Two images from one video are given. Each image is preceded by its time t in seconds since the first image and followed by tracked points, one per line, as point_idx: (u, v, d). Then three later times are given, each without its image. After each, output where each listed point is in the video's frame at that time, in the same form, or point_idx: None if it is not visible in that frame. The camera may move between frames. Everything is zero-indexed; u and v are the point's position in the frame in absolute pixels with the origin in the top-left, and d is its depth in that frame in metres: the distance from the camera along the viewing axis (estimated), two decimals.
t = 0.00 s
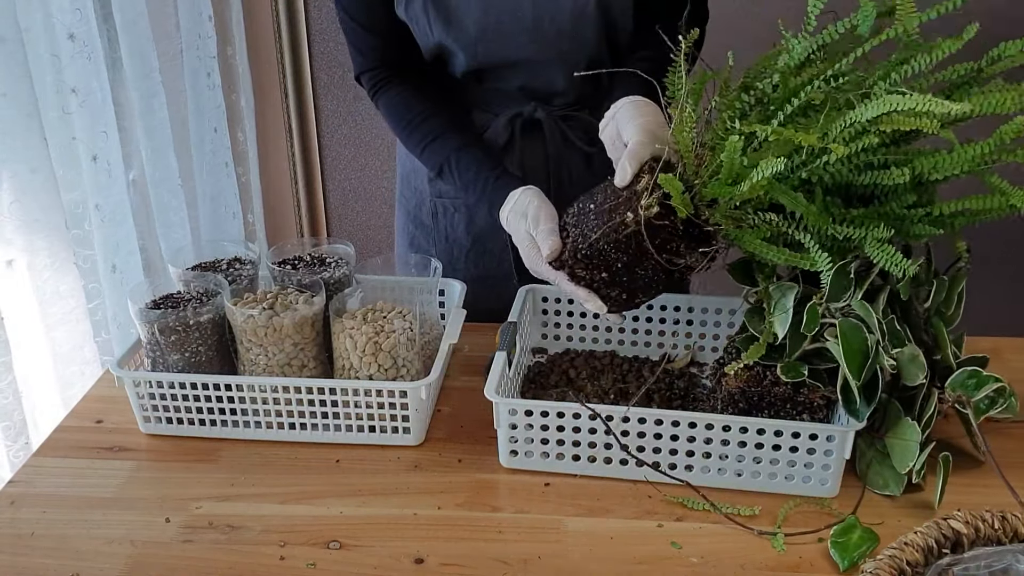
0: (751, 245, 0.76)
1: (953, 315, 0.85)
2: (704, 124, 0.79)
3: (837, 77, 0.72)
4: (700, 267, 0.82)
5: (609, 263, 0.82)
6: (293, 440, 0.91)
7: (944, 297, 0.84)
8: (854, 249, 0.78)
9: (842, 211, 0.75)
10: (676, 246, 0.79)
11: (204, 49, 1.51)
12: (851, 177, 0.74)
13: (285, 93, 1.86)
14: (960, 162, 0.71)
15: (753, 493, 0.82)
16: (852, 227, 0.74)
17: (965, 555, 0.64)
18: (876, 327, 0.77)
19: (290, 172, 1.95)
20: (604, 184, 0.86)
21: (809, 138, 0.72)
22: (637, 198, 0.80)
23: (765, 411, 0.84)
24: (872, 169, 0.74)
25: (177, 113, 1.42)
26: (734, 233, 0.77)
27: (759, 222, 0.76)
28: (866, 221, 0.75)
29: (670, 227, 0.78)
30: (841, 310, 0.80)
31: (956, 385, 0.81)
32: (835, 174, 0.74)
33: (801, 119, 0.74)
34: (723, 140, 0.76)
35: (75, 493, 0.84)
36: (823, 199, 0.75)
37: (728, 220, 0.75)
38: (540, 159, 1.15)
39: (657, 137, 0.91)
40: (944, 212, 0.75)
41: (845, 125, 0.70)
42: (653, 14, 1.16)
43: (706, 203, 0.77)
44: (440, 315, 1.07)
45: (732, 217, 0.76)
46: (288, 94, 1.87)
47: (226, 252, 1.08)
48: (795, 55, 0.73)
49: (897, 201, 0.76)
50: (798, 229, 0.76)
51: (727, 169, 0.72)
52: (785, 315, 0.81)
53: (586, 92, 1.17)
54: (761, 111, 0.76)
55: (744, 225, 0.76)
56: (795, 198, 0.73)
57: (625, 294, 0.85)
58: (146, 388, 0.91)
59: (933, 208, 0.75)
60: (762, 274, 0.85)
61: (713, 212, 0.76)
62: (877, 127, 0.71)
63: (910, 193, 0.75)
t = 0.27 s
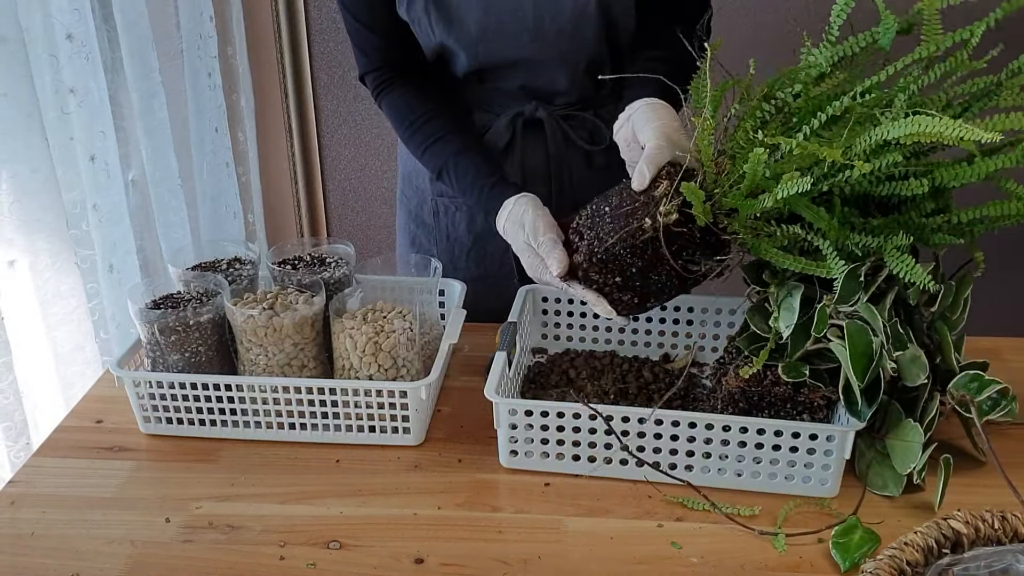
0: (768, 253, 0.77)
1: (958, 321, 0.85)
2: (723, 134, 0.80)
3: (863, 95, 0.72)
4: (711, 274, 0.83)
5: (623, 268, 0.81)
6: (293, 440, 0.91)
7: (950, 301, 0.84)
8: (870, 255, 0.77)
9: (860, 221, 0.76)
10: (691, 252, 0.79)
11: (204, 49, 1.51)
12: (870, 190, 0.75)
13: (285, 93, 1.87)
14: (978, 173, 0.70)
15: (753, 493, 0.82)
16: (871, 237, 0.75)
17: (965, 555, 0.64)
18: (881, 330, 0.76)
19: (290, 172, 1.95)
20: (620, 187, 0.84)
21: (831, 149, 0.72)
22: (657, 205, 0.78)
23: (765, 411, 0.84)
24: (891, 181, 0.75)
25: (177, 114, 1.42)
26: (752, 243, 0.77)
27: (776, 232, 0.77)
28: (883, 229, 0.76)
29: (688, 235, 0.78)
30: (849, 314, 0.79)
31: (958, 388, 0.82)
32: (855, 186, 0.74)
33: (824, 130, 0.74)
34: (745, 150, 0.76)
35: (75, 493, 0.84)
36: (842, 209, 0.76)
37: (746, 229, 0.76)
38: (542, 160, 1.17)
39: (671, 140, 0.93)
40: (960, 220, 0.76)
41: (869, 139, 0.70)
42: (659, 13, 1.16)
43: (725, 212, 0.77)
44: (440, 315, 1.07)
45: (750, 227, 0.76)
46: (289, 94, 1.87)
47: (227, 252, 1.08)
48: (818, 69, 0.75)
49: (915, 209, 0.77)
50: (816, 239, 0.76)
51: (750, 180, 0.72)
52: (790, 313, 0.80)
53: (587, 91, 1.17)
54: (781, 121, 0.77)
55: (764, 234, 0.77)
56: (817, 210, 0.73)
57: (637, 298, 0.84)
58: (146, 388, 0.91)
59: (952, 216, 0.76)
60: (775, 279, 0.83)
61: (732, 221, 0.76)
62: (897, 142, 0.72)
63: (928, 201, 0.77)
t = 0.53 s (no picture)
0: (783, 254, 0.79)
1: (962, 323, 0.84)
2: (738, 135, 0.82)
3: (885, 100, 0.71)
4: (724, 274, 0.82)
5: (636, 267, 0.81)
6: (293, 440, 0.91)
7: (955, 305, 0.83)
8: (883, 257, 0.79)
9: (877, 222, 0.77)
10: (705, 252, 0.79)
11: (204, 49, 1.51)
12: (887, 192, 0.75)
13: (285, 93, 1.87)
14: (997, 174, 0.71)
15: (753, 493, 0.82)
16: (888, 239, 0.76)
17: (965, 555, 0.64)
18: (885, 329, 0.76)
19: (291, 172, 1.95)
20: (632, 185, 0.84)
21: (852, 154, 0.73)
22: (670, 203, 0.79)
23: (766, 411, 0.83)
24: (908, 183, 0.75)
25: (177, 114, 1.42)
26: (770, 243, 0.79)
27: (793, 231, 0.78)
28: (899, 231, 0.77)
29: (702, 235, 0.78)
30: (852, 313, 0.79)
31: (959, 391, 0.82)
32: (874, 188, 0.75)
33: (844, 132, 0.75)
34: (763, 151, 0.77)
35: (75, 493, 0.84)
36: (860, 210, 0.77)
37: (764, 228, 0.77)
38: (542, 160, 1.17)
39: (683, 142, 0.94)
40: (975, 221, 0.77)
41: (893, 143, 0.70)
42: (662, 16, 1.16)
43: (743, 213, 0.78)
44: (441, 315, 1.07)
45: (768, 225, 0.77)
46: (289, 94, 1.87)
47: (226, 252, 1.08)
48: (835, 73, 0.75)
49: (931, 210, 0.78)
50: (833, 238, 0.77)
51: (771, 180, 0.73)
52: (796, 311, 0.81)
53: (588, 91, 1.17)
54: (798, 123, 0.78)
55: (780, 235, 0.78)
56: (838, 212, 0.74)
57: (646, 298, 0.83)
58: (146, 388, 0.91)
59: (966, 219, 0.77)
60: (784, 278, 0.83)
61: (749, 222, 0.77)
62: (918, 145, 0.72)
63: (943, 202, 0.78)
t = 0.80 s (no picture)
0: (782, 254, 0.78)
1: (961, 323, 0.83)
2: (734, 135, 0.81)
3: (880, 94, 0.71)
4: (726, 275, 0.82)
5: (637, 271, 0.81)
6: (293, 440, 0.91)
7: (954, 304, 0.82)
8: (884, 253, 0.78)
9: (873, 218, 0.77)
10: (706, 255, 0.79)
11: (204, 49, 1.51)
12: (883, 188, 0.75)
13: (285, 94, 1.87)
14: (994, 166, 0.70)
15: (753, 493, 0.82)
16: (889, 234, 0.75)
17: (965, 555, 0.64)
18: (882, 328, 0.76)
19: (291, 172, 1.95)
20: (627, 191, 0.85)
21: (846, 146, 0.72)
22: (671, 205, 0.79)
23: (764, 411, 0.84)
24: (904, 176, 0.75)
25: (176, 114, 1.42)
26: (768, 244, 0.78)
27: (792, 231, 0.78)
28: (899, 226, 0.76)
29: (704, 235, 0.78)
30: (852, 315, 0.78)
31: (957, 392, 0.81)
32: (870, 182, 0.75)
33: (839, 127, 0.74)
34: (761, 148, 0.76)
35: (75, 493, 0.84)
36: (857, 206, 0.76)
37: (761, 226, 0.77)
38: (542, 154, 1.16)
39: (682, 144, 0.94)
40: (972, 215, 0.76)
41: (889, 136, 0.70)
42: (660, 15, 1.16)
43: (741, 211, 0.77)
44: (441, 315, 1.07)
45: (764, 225, 0.77)
46: (289, 94, 1.87)
47: (226, 252, 1.08)
48: (829, 66, 0.75)
49: (929, 205, 0.78)
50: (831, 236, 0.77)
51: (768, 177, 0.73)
52: (796, 312, 0.80)
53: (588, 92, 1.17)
54: (793, 120, 0.77)
55: (780, 233, 0.78)
56: (837, 208, 0.74)
57: (649, 302, 0.83)
58: (146, 388, 0.91)
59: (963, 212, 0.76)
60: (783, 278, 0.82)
61: (749, 221, 0.77)
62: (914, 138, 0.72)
63: (941, 197, 0.78)
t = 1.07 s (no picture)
0: (786, 259, 0.78)
1: (962, 327, 0.83)
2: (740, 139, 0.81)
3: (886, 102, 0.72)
4: (731, 279, 0.82)
5: (642, 274, 0.82)
6: (293, 440, 0.91)
7: (954, 308, 0.82)
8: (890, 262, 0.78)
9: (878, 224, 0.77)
10: (710, 258, 0.80)
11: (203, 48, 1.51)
12: (889, 194, 0.75)
13: (285, 93, 1.86)
14: (999, 174, 0.70)
15: (753, 492, 0.82)
16: (892, 240, 0.75)
17: (965, 555, 0.64)
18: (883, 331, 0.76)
19: (291, 172, 1.95)
20: (634, 195, 0.86)
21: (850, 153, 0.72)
22: (676, 209, 0.80)
23: (766, 411, 0.84)
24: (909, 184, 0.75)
25: (176, 113, 1.42)
26: (772, 249, 0.79)
27: (796, 236, 0.78)
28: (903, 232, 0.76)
29: (708, 239, 0.79)
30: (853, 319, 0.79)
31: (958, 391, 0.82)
32: (874, 190, 0.75)
33: (845, 132, 0.74)
34: (766, 153, 0.77)
35: (75, 493, 0.84)
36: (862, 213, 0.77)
37: (765, 231, 0.77)
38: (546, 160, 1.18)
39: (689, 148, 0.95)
40: (978, 222, 0.75)
41: (893, 144, 0.70)
42: (663, 16, 1.17)
43: (745, 216, 0.78)
44: (441, 315, 1.07)
45: (768, 231, 0.78)
46: (289, 94, 1.87)
47: (226, 252, 1.08)
48: (836, 73, 0.73)
49: (935, 211, 0.78)
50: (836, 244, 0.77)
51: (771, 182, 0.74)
52: (797, 315, 0.79)
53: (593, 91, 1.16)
54: (800, 125, 0.77)
55: (784, 238, 0.78)
56: (840, 216, 0.74)
57: (654, 306, 0.84)
58: (146, 388, 0.91)
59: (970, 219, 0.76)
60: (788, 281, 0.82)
61: (752, 226, 0.78)
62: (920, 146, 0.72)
63: (946, 204, 0.78)
